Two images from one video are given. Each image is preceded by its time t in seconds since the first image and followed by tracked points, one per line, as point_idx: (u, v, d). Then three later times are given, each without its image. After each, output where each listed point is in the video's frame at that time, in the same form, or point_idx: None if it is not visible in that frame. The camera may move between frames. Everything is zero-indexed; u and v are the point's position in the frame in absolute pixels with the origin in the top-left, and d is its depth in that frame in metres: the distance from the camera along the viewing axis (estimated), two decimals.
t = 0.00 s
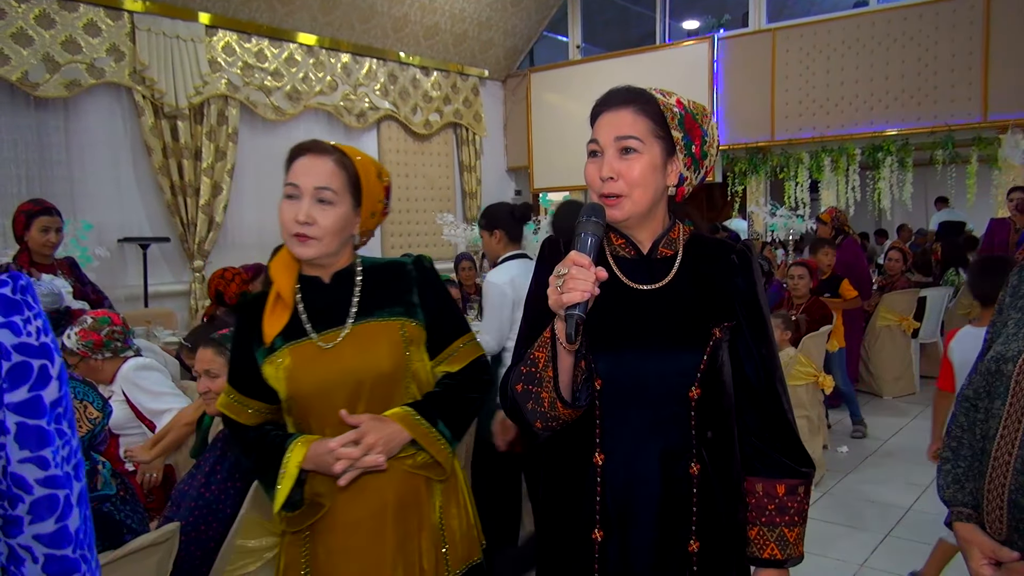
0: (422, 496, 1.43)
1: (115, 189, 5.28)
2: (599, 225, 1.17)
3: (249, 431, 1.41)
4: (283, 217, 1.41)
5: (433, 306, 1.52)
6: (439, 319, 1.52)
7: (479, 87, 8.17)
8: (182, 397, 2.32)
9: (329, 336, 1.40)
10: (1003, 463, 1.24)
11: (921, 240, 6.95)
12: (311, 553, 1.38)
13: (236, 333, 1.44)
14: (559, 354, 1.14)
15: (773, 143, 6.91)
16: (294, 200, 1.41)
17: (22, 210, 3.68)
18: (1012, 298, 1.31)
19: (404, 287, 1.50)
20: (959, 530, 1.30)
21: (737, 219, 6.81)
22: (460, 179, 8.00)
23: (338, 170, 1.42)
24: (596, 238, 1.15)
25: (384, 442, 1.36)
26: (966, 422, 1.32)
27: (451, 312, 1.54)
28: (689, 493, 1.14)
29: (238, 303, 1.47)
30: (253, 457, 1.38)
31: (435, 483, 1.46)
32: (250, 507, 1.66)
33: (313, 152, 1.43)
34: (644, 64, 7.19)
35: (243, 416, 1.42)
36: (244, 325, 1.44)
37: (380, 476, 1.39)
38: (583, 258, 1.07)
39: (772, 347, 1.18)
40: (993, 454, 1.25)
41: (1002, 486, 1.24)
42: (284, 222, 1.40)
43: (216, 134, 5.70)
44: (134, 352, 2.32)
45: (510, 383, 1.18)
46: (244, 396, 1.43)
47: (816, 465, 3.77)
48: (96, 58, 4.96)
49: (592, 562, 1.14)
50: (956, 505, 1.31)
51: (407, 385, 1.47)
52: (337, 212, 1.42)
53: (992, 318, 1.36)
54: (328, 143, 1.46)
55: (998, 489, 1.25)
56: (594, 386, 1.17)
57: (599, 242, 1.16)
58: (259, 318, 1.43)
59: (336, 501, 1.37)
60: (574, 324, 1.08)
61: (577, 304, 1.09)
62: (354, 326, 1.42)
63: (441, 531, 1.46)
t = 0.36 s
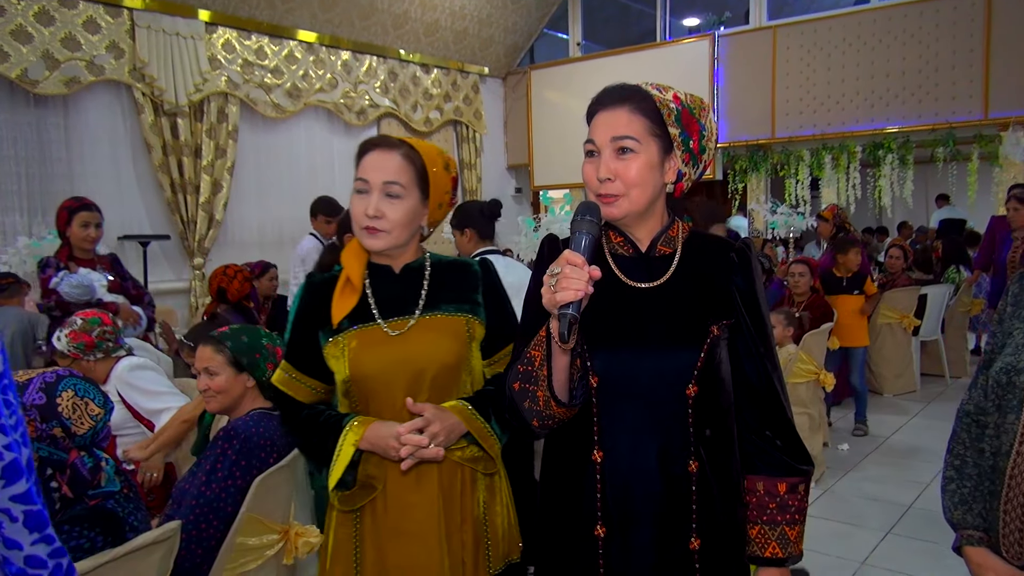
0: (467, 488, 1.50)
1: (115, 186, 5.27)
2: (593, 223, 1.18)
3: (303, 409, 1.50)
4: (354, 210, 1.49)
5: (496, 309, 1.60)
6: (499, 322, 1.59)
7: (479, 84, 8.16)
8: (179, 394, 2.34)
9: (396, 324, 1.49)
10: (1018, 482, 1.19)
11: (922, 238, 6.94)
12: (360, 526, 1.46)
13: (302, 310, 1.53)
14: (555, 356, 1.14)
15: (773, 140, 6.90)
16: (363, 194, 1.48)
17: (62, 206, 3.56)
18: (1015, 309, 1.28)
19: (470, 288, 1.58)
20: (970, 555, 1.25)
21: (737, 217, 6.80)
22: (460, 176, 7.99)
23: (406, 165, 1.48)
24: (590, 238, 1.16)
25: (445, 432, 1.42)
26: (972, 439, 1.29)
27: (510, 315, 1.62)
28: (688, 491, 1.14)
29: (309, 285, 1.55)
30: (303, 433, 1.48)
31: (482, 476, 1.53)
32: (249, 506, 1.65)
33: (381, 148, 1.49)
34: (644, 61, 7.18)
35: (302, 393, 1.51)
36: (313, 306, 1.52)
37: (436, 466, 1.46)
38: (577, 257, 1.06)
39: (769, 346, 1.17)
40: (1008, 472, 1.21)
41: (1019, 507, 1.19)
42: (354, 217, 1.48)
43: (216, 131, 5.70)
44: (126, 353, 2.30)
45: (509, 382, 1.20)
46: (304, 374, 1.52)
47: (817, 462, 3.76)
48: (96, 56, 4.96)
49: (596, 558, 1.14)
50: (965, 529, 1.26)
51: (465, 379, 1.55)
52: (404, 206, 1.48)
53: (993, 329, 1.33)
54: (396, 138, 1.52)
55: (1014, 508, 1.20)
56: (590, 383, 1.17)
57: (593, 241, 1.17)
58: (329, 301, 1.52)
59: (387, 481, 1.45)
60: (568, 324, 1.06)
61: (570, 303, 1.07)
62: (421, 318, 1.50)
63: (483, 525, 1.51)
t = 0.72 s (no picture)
0: (484, 486, 1.47)
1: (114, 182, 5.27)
2: (590, 219, 1.20)
3: (333, 397, 1.56)
4: (384, 207, 1.50)
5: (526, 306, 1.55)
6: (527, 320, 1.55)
7: (479, 80, 8.15)
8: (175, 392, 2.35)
9: (419, 319, 1.50)
10: None
11: (922, 234, 6.94)
12: (382, 511, 1.47)
13: (337, 306, 1.60)
14: (550, 353, 1.16)
15: (774, 137, 6.89)
16: (393, 190, 1.49)
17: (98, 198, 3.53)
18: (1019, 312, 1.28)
19: (497, 285, 1.55)
20: (983, 564, 1.22)
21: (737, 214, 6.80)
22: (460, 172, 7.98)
23: (435, 161, 1.49)
24: (586, 234, 1.18)
25: (457, 427, 1.40)
26: (979, 444, 1.29)
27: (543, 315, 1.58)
28: (681, 489, 1.13)
29: (341, 280, 1.62)
30: (335, 419, 1.52)
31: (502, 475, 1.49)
32: (250, 501, 1.66)
33: (410, 144, 1.50)
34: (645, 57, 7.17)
35: (331, 381, 1.58)
36: (348, 299, 1.59)
37: (451, 459, 1.45)
38: (573, 254, 1.06)
39: (766, 343, 1.15)
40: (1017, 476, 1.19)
41: None
42: (384, 213, 1.49)
43: (215, 126, 5.69)
44: (117, 350, 2.31)
45: (505, 378, 1.22)
46: (337, 364, 1.59)
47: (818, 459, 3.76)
48: (95, 50, 4.94)
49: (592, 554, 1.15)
50: (974, 536, 1.24)
51: (487, 376, 1.51)
52: (433, 202, 1.48)
53: (997, 332, 1.32)
54: (425, 134, 1.53)
55: None
56: (584, 380, 1.18)
57: (589, 237, 1.19)
58: (361, 295, 1.57)
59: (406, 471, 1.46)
60: (561, 320, 1.07)
61: (566, 300, 1.08)
62: (443, 313, 1.50)
63: (502, 523, 1.48)
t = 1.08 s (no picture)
0: (458, 492, 1.45)
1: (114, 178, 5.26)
2: (578, 221, 1.19)
3: (302, 399, 1.51)
4: (364, 206, 1.48)
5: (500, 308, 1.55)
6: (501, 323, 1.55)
7: (479, 76, 8.13)
8: (176, 389, 2.34)
9: (395, 318, 1.48)
10: (1023, 474, 1.18)
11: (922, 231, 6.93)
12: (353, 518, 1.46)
13: (307, 304, 1.56)
14: (538, 355, 1.16)
15: (775, 133, 6.88)
16: (373, 189, 1.47)
17: (104, 194, 3.52)
18: (1011, 300, 1.27)
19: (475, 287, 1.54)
20: (977, 551, 1.22)
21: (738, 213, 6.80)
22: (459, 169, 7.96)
23: (416, 160, 1.48)
24: (576, 235, 1.16)
25: (430, 433, 1.39)
26: (973, 432, 1.28)
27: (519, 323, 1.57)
28: (670, 491, 1.13)
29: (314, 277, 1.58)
30: (302, 421, 1.48)
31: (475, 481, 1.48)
32: (249, 496, 1.66)
33: (392, 142, 1.49)
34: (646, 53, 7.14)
35: (301, 381, 1.53)
36: (320, 295, 1.55)
37: (420, 466, 1.44)
38: (561, 256, 1.06)
39: (756, 344, 1.16)
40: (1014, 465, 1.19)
41: None
42: (363, 213, 1.47)
43: (215, 122, 5.68)
44: (120, 345, 2.31)
45: (494, 380, 1.22)
46: (306, 364, 1.54)
47: (817, 456, 3.77)
48: (95, 46, 4.93)
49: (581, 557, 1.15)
50: (969, 523, 1.24)
51: (461, 380, 1.51)
52: (415, 201, 1.47)
53: (988, 323, 1.32)
54: (406, 131, 1.52)
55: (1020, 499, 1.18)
56: (573, 382, 1.18)
57: (577, 238, 1.17)
58: (335, 290, 1.54)
59: (379, 476, 1.44)
60: (549, 322, 1.06)
61: (554, 302, 1.07)
62: (420, 314, 1.48)
63: (479, 531, 1.47)
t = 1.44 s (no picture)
0: (415, 500, 1.41)
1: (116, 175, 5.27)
2: (581, 216, 1.17)
3: (252, 406, 1.46)
4: (319, 205, 1.43)
5: (456, 310, 1.52)
6: (462, 324, 1.52)
7: (481, 74, 8.13)
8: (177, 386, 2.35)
9: (349, 319, 1.43)
10: (1012, 470, 1.17)
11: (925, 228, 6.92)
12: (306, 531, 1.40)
13: (259, 306, 1.50)
14: (543, 353, 1.15)
15: (776, 131, 6.88)
16: (329, 187, 1.42)
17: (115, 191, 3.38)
18: (1007, 297, 1.27)
19: (431, 287, 1.50)
20: (972, 546, 1.22)
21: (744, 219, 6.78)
22: (461, 167, 7.96)
23: (374, 157, 1.43)
24: (579, 232, 1.15)
25: (385, 437, 1.35)
26: (969, 429, 1.27)
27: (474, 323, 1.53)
28: (681, 488, 1.14)
29: (263, 279, 1.52)
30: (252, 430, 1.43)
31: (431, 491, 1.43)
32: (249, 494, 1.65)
33: (347, 138, 1.44)
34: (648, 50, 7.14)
35: (249, 389, 1.48)
36: (271, 297, 1.50)
37: (377, 472, 1.40)
38: (564, 252, 1.07)
39: (770, 337, 1.14)
40: (1003, 459, 1.19)
41: (1017, 493, 1.16)
42: (319, 212, 1.42)
43: (217, 119, 5.69)
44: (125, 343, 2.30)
45: (502, 376, 1.22)
46: (254, 370, 1.49)
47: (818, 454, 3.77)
48: (97, 43, 4.93)
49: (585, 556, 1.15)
50: (963, 519, 1.24)
51: (417, 383, 1.46)
52: (372, 200, 1.43)
53: (985, 322, 1.31)
54: (362, 126, 1.47)
55: (1012, 495, 1.17)
56: (582, 378, 1.18)
57: (582, 235, 1.16)
58: (285, 292, 1.49)
59: (333, 483, 1.39)
60: (553, 319, 1.06)
61: (558, 297, 1.07)
62: (374, 314, 1.44)
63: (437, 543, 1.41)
